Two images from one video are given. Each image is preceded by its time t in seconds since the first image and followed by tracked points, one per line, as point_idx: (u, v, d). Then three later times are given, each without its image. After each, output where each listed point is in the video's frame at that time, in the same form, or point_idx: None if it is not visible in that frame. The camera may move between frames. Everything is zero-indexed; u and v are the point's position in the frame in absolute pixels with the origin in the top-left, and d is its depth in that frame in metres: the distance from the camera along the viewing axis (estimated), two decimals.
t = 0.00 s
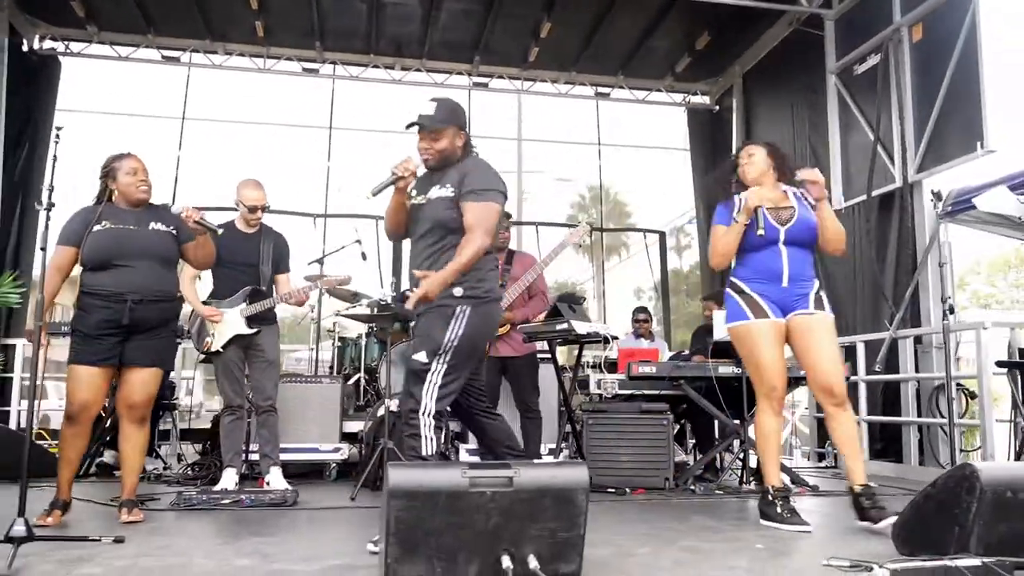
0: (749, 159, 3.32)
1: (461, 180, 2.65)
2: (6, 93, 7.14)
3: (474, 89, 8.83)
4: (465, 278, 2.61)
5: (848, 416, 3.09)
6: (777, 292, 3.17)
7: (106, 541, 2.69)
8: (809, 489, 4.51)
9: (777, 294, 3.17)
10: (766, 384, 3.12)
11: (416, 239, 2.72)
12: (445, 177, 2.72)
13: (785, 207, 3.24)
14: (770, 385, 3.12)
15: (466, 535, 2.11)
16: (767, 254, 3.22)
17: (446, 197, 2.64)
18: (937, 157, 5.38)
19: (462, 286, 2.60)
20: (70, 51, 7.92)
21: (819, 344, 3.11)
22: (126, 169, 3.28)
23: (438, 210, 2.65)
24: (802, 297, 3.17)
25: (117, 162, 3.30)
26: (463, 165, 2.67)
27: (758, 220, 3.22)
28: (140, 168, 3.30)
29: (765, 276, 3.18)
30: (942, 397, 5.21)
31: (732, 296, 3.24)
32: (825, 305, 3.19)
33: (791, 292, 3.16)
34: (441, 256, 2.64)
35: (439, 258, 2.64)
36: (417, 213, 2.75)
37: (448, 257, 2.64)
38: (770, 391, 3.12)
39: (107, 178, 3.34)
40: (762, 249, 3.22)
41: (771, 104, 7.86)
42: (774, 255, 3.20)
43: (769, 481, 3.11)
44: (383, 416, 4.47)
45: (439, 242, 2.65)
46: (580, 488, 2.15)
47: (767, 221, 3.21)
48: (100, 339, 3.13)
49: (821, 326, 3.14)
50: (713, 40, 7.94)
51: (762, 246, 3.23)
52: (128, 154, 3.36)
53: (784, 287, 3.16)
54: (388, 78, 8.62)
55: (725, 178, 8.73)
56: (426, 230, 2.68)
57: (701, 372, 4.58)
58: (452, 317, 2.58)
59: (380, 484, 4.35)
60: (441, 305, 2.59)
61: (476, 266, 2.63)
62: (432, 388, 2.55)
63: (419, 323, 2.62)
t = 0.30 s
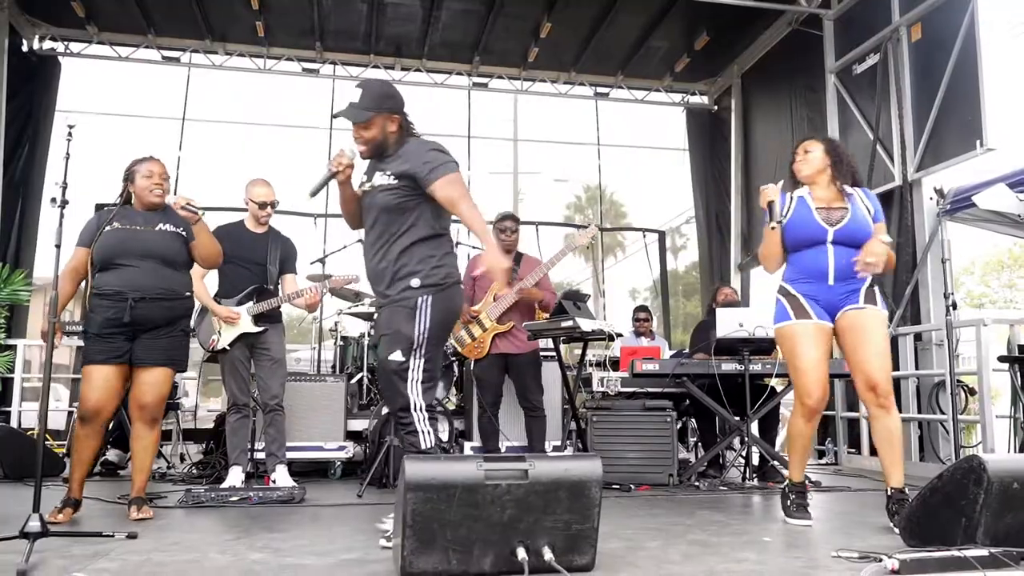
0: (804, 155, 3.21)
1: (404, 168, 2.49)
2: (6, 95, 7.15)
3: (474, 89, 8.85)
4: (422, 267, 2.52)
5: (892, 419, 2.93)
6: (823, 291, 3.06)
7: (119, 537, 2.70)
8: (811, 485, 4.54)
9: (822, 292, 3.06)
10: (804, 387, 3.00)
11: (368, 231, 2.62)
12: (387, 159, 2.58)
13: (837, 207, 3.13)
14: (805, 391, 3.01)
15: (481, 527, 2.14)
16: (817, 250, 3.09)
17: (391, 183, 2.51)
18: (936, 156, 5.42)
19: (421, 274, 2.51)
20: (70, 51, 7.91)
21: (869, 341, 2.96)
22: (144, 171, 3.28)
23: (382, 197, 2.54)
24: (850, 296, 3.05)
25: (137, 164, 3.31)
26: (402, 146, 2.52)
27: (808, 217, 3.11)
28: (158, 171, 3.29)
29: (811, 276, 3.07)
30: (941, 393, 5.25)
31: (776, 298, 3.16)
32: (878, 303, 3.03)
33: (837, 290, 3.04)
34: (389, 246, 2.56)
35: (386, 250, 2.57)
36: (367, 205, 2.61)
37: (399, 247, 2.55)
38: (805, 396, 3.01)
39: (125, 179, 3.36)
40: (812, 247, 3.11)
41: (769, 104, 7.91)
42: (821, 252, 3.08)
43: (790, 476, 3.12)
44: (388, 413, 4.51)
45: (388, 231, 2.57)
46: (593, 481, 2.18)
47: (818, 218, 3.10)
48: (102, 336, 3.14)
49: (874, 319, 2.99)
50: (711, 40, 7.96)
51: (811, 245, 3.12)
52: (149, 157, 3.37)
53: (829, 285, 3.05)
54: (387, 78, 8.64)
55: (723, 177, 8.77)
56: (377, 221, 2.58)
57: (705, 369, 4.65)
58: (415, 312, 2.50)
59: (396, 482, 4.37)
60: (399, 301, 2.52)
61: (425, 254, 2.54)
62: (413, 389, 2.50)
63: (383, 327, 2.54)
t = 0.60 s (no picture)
0: (834, 136, 3.22)
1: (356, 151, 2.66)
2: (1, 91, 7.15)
3: (469, 87, 8.89)
4: (383, 258, 2.65)
5: (893, 405, 3.03)
6: (840, 274, 3.10)
7: (123, 525, 2.72)
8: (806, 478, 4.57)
9: (839, 277, 3.10)
10: (810, 374, 3.06)
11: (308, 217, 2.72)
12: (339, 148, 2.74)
13: (864, 189, 3.15)
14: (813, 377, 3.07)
15: (484, 512, 2.17)
16: (839, 234, 3.14)
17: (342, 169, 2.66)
18: (929, 152, 5.48)
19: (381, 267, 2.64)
20: (65, 48, 7.89)
21: (878, 329, 3.02)
22: (138, 158, 3.33)
23: (332, 180, 2.67)
24: (869, 281, 3.08)
25: (133, 151, 3.36)
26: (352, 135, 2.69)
27: (835, 201, 3.14)
28: (152, 158, 3.35)
29: (831, 260, 3.12)
30: (934, 388, 5.30)
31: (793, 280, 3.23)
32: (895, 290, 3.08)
33: (856, 275, 3.08)
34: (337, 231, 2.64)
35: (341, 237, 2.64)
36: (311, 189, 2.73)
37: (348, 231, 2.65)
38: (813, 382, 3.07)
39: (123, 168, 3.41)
40: (835, 230, 3.15)
41: (762, 103, 7.97)
42: (843, 236, 3.12)
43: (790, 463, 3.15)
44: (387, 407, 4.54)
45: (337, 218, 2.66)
46: (595, 467, 2.21)
47: (843, 201, 3.13)
48: (89, 323, 3.16)
49: (889, 309, 3.03)
50: (706, 38, 7.98)
51: (836, 227, 3.15)
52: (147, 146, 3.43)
53: (849, 269, 3.08)
54: (383, 76, 8.69)
55: (717, 174, 8.83)
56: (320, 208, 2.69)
57: (701, 363, 4.66)
58: (379, 301, 2.62)
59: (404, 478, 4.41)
60: (359, 291, 2.60)
61: (385, 243, 2.67)
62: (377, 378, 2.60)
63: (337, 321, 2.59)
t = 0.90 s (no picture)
0: (844, 129, 3.24)
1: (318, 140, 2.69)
2: None
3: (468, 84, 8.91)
4: (326, 252, 2.68)
5: (899, 395, 3.05)
6: (846, 269, 3.12)
7: (129, 513, 2.73)
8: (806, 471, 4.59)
9: (844, 270, 3.12)
10: (812, 363, 3.10)
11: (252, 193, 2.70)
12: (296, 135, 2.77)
13: (873, 185, 3.18)
14: (815, 368, 3.11)
15: (493, 497, 2.18)
16: (847, 227, 3.15)
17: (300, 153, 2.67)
18: (927, 148, 5.52)
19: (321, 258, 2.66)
20: (64, 44, 7.89)
21: (883, 319, 3.05)
22: (124, 152, 3.30)
23: (287, 162, 2.67)
24: (873, 274, 3.11)
25: (120, 146, 3.33)
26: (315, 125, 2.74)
27: (844, 194, 3.14)
28: (138, 152, 3.30)
29: (837, 254, 3.12)
30: (932, 382, 5.33)
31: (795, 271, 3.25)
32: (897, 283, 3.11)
33: (860, 269, 3.10)
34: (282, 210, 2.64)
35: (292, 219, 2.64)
36: (261, 171, 2.72)
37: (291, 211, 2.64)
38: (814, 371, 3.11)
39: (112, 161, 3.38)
40: (842, 224, 3.16)
41: (760, 100, 8.01)
42: (850, 231, 3.14)
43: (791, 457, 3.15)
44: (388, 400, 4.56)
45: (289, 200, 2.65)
46: (602, 453, 2.22)
47: (854, 194, 3.14)
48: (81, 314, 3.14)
49: (893, 301, 3.06)
50: (704, 34, 7.99)
51: (844, 219, 3.16)
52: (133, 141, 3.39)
53: (853, 263, 3.11)
54: (382, 72, 8.72)
55: (715, 171, 8.88)
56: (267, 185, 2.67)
57: (702, 357, 4.70)
58: (313, 285, 2.62)
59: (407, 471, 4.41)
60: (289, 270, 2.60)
61: (330, 238, 2.71)
62: (297, 356, 2.57)
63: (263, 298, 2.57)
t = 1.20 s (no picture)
0: (858, 121, 3.24)
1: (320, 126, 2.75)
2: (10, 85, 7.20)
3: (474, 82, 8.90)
4: (322, 235, 2.70)
5: (914, 388, 3.06)
6: (861, 264, 3.14)
7: (145, 505, 2.76)
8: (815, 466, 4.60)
9: (859, 267, 3.13)
10: (824, 354, 3.13)
11: (246, 173, 2.68)
12: (292, 115, 2.78)
13: (887, 178, 3.19)
14: (825, 360, 3.13)
15: (507, 488, 2.20)
16: (862, 224, 3.16)
17: (307, 137, 2.71)
18: (935, 145, 5.52)
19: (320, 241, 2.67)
20: (73, 43, 7.95)
21: (900, 310, 3.07)
22: (122, 145, 3.31)
23: (295, 146, 2.69)
24: (887, 269, 3.13)
25: (116, 139, 3.34)
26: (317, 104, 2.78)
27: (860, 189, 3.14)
28: (137, 145, 3.34)
29: (852, 251, 3.14)
30: (940, 379, 5.34)
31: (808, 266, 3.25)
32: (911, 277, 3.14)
33: (875, 264, 3.12)
34: (286, 195, 2.65)
35: (293, 203, 2.65)
36: (259, 149, 2.70)
37: (293, 197, 2.66)
38: (825, 364, 3.13)
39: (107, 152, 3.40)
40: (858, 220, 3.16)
41: (766, 98, 8.01)
42: (865, 226, 3.15)
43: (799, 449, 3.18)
44: (397, 396, 4.58)
45: (287, 182, 2.66)
46: (616, 444, 2.24)
47: (868, 187, 3.14)
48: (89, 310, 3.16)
49: (907, 295, 3.09)
50: (711, 33, 8.00)
51: (857, 215, 3.17)
52: (128, 133, 3.41)
53: (868, 260, 3.12)
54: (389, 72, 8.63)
55: (721, 170, 8.88)
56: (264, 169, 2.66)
57: (709, 353, 4.70)
58: (313, 272, 2.64)
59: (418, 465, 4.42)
60: (290, 255, 2.60)
61: (324, 221, 2.73)
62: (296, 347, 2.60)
63: (264, 285, 2.57)
